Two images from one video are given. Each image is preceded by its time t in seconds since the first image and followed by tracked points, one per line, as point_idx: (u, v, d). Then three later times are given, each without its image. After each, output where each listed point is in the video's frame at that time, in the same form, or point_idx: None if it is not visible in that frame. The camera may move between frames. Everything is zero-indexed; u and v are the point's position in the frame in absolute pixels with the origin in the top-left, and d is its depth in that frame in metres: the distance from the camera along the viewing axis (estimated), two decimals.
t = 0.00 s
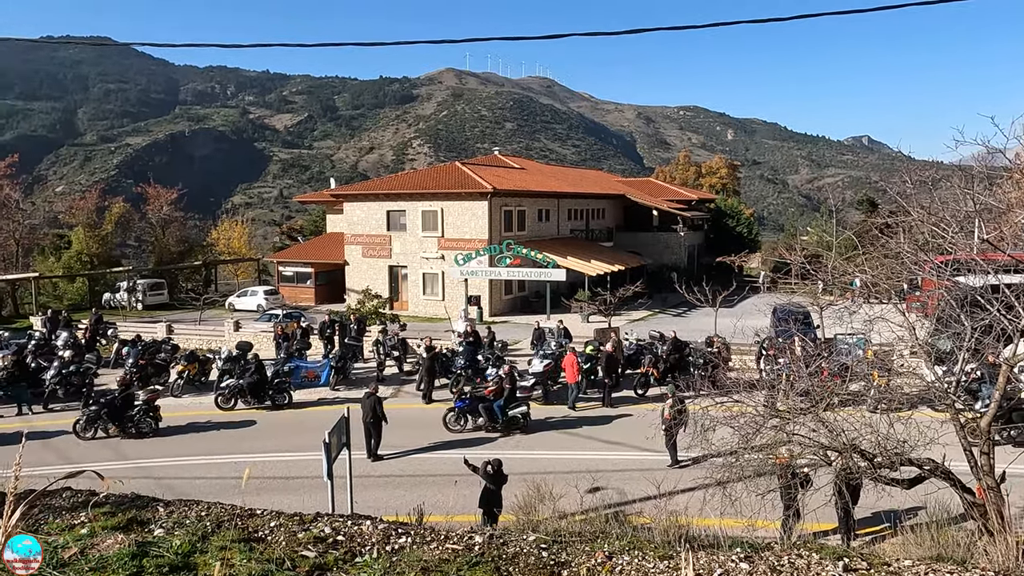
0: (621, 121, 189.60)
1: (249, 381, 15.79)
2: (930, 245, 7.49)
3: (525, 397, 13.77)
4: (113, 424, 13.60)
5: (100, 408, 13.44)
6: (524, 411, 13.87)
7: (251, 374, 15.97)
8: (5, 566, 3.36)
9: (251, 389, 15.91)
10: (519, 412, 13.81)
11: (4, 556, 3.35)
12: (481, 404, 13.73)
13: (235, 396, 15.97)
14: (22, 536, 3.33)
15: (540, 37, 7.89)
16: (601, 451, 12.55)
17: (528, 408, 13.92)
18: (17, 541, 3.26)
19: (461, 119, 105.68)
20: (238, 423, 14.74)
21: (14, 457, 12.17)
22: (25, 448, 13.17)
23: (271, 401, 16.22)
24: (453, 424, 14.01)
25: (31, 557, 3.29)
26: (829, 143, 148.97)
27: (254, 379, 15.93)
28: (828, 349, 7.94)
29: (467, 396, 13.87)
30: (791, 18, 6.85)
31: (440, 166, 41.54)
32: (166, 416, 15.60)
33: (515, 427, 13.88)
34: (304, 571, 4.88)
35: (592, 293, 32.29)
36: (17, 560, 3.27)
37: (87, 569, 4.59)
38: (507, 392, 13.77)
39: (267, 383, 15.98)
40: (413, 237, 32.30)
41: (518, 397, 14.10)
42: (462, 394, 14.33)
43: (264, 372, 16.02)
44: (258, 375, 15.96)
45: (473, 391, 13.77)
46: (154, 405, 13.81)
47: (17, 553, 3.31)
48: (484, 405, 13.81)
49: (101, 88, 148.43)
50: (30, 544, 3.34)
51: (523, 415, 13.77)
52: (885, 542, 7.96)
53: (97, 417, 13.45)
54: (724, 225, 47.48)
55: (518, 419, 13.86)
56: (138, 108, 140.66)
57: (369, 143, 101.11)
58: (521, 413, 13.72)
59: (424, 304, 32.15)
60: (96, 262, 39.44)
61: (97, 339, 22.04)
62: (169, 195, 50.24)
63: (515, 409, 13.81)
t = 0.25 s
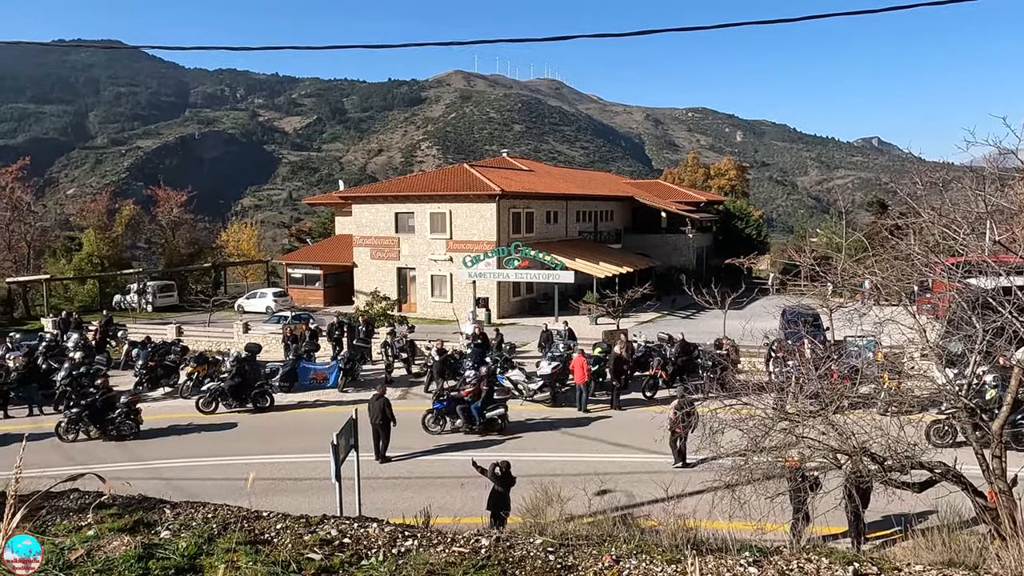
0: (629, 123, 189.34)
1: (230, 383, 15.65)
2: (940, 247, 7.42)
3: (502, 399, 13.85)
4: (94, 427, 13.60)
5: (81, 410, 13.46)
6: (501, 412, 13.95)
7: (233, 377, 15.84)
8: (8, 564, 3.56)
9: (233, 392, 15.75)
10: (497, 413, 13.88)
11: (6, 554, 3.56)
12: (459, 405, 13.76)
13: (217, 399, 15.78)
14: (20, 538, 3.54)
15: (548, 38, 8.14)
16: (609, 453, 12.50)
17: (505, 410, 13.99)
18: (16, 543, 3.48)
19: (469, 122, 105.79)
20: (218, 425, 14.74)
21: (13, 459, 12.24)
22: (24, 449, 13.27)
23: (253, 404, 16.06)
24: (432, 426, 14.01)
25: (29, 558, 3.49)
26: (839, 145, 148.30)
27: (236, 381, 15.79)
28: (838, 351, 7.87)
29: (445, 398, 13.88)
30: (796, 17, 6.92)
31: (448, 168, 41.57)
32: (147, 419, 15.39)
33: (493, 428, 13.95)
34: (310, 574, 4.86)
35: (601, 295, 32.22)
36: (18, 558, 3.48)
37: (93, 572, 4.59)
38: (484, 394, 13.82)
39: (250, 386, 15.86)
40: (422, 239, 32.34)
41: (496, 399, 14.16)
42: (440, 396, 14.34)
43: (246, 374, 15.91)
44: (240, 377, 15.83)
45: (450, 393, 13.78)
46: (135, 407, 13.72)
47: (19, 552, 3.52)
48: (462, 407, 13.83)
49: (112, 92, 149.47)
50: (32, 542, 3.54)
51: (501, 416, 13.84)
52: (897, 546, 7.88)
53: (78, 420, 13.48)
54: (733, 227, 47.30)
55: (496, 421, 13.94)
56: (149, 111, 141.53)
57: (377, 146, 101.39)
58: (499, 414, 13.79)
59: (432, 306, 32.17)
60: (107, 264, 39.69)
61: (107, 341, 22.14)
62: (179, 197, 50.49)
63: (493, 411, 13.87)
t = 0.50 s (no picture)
0: (638, 125, 188.99)
1: (213, 387, 15.40)
2: (951, 249, 7.36)
3: (479, 400, 13.90)
4: (77, 428, 13.67)
5: (65, 411, 13.56)
6: (479, 414, 13.96)
7: (216, 380, 15.63)
8: (8, 564, 3.57)
9: (217, 395, 15.56)
10: (474, 415, 13.92)
11: (6, 553, 3.56)
12: (436, 406, 13.95)
13: (200, 403, 15.57)
14: (21, 538, 3.52)
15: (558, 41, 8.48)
16: (617, 456, 12.46)
17: (483, 412, 14.02)
18: (17, 543, 3.46)
19: (478, 123, 105.89)
20: (202, 428, 14.75)
21: (13, 461, 12.31)
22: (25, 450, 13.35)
23: (237, 407, 15.92)
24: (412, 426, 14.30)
25: (29, 558, 3.49)
26: (848, 146, 147.54)
27: (219, 384, 15.58)
28: (848, 354, 7.81)
29: (423, 399, 14.13)
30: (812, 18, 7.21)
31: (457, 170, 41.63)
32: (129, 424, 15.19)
33: (471, 429, 13.96)
34: None
35: (609, 297, 32.14)
36: (18, 558, 3.47)
37: (99, 574, 4.61)
38: (461, 395, 13.94)
39: (233, 389, 15.65)
40: (430, 241, 32.37)
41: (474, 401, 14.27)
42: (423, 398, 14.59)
43: (230, 377, 15.71)
44: (224, 381, 15.64)
45: (428, 394, 14.02)
46: (118, 409, 13.74)
47: (18, 552, 3.51)
48: (439, 408, 14.00)
49: (123, 95, 150.63)
50: (32, 543, 3.52)
51: (478, 418, 13.85)
52: (907, 550, 7.81)
53: (62, 421, 13.57)
54: (742, 228, 47.12)
55: (473, 422, 13.96)
56: (160, 114, 142.48)
57: (386, 148, 101.66)
58: (475, 415, 13.82)
59: (440, 307, 32.20)
60: (117, 266, 39.97)
61: (118, 342, 22.27)
62: (189, 199, 50.76)
63: (470, 412, 13.92)
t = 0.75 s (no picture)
0: (647, 127, 188.70)
1: (200, 390, 15.33)
2: (962, 251, 7.28)
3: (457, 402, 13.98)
4: (64, 430, 13.79)
5: (52, 413, 13.70)
6: (457, 416, 14.02)
7: (202, 382, 15.56)
8: (7, 563, 3.52)
9: (203, 398, 15.47)
10: (452, 417, 13.96)
11: (7, 553, 3.52)
12: (415, 408, 13.97)
13: (186, 406, 15.49)
14: (22, 538, 3.50)
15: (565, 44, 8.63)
16: (626, 458, 12.42)
17: (462, 413, 14.06)
18: (17, 543, 3.44)
19: (486, 126, 105.99)
20: (188, 430, 14.76)
21: (15, 462, 12.32)
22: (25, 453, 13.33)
23: (223, 411, 15.78)
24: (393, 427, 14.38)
25: (29, 558, 3.46)
26: (859, 147, 146.75)
27: (205, 387, 15.50)
28: (858, 357, 7.73)
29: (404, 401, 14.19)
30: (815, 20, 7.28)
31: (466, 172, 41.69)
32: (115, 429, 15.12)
33: (449, 431, 14.00)
34: None
35: (618, 299, 32.07)
36: (18, 558, 3.43)
37: None
38: (439, 396, 14.00)
39: (219, 392, 15.57)
40: (439, 243, 32.40)
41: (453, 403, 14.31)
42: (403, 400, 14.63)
43: (216, 380, 15.62)
44: (211, 383, 15.56)
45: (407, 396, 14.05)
46: (104, 411, 13.84)
47: (19, 552, 3.46)
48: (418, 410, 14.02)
49: (134, 98, 151.76)
50: (32, 542, 3.50)
51: (456, 420, 13.91)
52: (919, 555, 7.72)
53: (49, 422, 13.70)
54: (752, 231, 46.93)
55: (452, 424, 14.00)
56: (171, 116, 143.44)
57: (395, 150, 101.95)
58: (453, 417, 13.88)
59: (449, 309, 32.23)
60: (129, 268, 40.26)
61: (128, 344, 22.39)
62: (199, 202, 51.04)
63: (448, 414, 13.97)
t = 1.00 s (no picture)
0: (656, 129, 188.24)
1: (188, 393, 15.41)
2: (975, 253, 7.22)
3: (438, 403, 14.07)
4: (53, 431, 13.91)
5: (41, 415, 13.83)
6: (438, 417, 14.11)
7: (191, 385, 15.63)
8: (6, 564, 3.66)
9: (191, 401, 15.53)
10: (433, 418, 14.04)
11: (6, 553, 3.65)
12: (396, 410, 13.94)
13: (175, 408, 15.59)
14: (22, 537, 3.66)
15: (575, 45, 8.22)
16: (635, 461, 12.37)
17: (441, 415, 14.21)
18: (17, 542, 3.61)
19: (495, 128, 106.03)
20: (177, 432, 14.84)
21: (25, 462, 12.41)
22: (30, 453, 13.35)
23: (213, 413, 15.79)
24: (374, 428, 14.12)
25: (29, 558, 3.62)
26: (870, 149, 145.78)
27: (194, 390, 15.57)
28: (869, 359, 7.69)
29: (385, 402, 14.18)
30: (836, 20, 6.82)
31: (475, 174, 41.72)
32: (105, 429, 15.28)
33: (431, 433, 14.06)
34: None
35: (627, 301, 31.99)
36: (18, 558, 3.59)
37: None
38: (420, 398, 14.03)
39: (207, 395, 15.63)
40: (448, 245, 32.43)
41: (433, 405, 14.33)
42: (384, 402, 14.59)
43: (205, 383, 15.68)
44: (199, 386, 15.62)
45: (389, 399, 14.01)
46: (92, 413, 13.95)
47: (19, 552, 3.62)
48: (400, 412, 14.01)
49: (146, 101, 152.84)
50: (31, 543, 3.66)
51: (437, 421, 14.01)
52: (932, 560, 7.65)
53: (39, 424, 13.81)
54: (762, 233, 46.73)
55: (433, 425, 14.07)
56: (182, 119, 144.36)
57: (405, 152, 102.16)
58: (435, 418, 13.97)
59: (458, 311, 32.24)
60: (140, 270, 40.53)
61: (139, 346, 22.50)
62: (210, 205, 51.31)
63: (429, 415, 14.04)
